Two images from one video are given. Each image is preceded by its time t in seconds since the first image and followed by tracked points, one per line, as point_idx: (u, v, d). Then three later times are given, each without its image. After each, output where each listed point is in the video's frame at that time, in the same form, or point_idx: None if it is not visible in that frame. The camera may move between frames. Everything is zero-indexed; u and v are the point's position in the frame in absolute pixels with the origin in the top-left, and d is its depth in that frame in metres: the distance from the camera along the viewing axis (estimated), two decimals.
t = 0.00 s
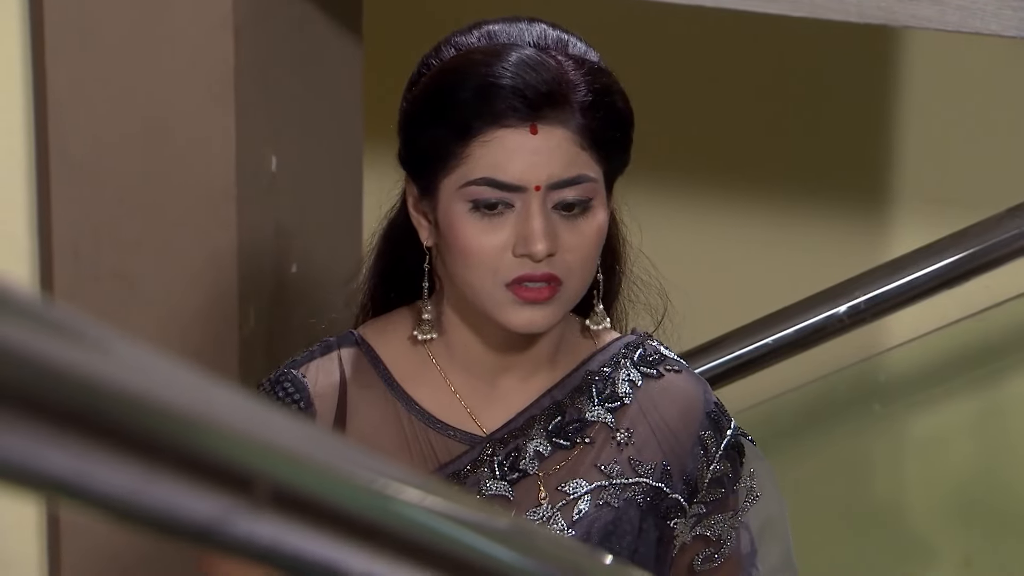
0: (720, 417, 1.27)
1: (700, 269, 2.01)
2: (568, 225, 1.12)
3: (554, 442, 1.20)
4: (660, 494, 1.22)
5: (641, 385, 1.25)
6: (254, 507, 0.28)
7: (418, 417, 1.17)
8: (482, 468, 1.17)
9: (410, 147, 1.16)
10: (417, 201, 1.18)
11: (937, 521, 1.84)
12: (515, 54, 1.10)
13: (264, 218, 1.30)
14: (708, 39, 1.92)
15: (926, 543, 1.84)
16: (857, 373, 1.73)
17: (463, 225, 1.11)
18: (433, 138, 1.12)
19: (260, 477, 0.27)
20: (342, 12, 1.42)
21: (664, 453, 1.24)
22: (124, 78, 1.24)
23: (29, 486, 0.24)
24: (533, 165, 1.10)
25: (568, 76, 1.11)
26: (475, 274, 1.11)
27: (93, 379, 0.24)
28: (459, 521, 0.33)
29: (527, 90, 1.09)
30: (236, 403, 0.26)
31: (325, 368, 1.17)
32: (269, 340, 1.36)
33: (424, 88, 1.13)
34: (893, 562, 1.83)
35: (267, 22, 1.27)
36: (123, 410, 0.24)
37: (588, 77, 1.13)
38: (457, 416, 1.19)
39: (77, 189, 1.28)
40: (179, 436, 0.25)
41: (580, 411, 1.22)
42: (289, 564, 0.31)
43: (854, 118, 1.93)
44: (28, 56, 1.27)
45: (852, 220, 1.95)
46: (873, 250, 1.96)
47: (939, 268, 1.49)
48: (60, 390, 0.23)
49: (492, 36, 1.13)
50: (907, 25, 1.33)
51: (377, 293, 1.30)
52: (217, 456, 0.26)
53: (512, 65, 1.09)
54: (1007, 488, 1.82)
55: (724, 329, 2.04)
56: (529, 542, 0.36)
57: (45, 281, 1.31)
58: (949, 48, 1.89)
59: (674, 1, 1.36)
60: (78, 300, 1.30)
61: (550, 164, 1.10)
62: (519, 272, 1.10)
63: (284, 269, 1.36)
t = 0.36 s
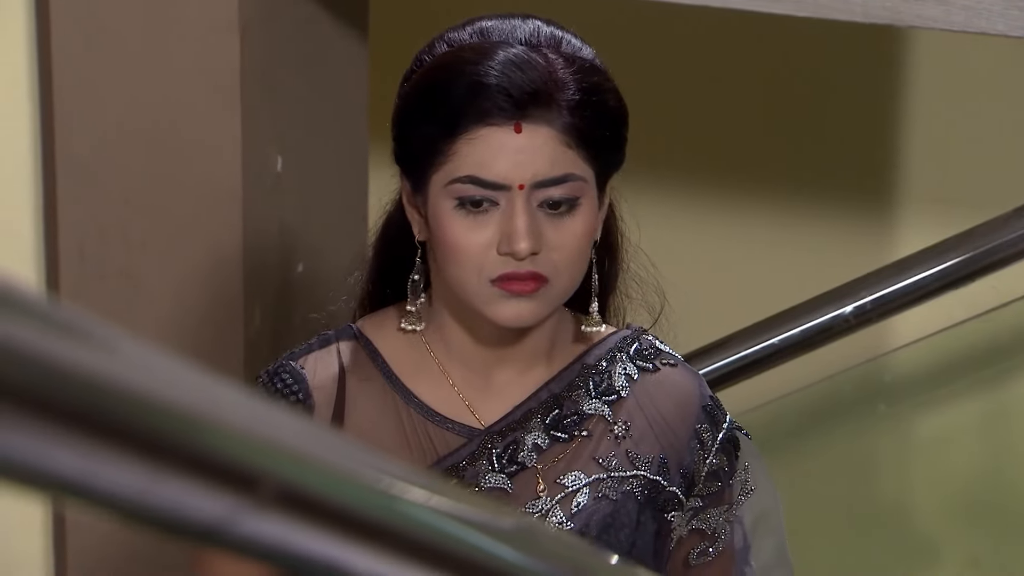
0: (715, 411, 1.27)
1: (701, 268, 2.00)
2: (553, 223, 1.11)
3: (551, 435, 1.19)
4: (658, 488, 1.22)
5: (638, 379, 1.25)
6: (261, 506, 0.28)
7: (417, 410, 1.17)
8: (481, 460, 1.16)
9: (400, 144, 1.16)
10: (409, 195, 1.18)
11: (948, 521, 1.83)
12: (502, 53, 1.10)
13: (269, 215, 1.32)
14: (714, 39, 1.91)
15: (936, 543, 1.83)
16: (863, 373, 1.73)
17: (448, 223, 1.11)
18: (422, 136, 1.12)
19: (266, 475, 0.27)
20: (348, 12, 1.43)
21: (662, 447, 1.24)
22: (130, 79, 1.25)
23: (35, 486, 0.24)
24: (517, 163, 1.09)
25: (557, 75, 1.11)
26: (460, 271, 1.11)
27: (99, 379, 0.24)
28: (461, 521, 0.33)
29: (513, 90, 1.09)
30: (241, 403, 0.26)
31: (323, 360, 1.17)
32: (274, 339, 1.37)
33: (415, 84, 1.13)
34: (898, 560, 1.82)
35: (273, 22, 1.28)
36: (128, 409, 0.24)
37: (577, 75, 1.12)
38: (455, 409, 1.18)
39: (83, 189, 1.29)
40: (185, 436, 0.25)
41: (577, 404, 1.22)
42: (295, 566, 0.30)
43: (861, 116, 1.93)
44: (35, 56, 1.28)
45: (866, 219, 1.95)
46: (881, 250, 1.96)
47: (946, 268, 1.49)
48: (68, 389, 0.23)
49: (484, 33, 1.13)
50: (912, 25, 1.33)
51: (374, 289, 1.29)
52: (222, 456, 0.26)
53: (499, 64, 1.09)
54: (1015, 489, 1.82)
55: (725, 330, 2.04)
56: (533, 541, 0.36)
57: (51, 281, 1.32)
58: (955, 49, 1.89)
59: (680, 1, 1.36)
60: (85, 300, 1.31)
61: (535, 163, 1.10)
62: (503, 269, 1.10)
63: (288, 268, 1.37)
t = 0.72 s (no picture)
0: (714, 415, 1.27)
1: (700, 269, 2.00)
2: (549, 223, 1.11)
3: (547, 437, 1.19)
4: (653, 491, 1.21)
5: (635, 381, 1.25)
6: (266, 506, 0.28)
7: (413, 411, 1.17)
8: (476, 461, 1.16)
9: (398, 143, 1.16)
10: (406, 194, 1.18)
11: (954, 522, 1.82)
12: (499, 53, 1.10)
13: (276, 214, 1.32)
14: (720, 39, 1.91)
15: (934, 541, 1.82)
16: (869, 374, 1.74)
17: (444, 221, 1.11)
18: (419, 135, 1.12)
19: (270, 475, 0.27)
20: (352, 11, 1.44)
21: (659, 449, 1.23)
22: (135, 77, 1.25)
23: (36, 486, 0.24)
24: (513, 162, 1.09)
25: (554, 75, 1.11)
26: (456, 270, 1.11)
27: (103, 378, 0.23)
28: (463, 519, 0.33)
29: (510, 90, 1.08)
30: (245, 403, 0.26)
31: (320, 359, 1.17)
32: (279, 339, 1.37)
33: (413, 83, 1.13)
34: (907, 559, 1.80)
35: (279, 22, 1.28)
36: (132, 408, 0.24)
37: (575, 75, 1.12)
38: (451, 410, 1.18)
39: (88, 188, 1.29)
40: (188, 435, 0.25)
41: (573, 406, 1.22)
42: (300, 565, 0.30)
43: (865, 116, 1.93)
44: (40, 56, 1.30)
45: (869, 219, 1.96)
46: (885, 251, 1.96)
47: (951, 268, 1.49)
48: (72, 390, 0.23)
49: (482, 34, 1.13)
50: (917, 25, 1.33)
51: (372, 289, 1.29)
52: (225, 456, 0.26)
53: (496, 64, 1.09)
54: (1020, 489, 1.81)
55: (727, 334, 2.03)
56: (537, 541, 0.36)
57: (56, 279, 1.32)
58: (959, 49, 1.89)
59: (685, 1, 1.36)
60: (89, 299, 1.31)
61: (531, 162, 1.10)
62: (499, 269, 1.10)
63: (293, 269, 1.37)
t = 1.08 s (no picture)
0: (718, 418, 1.27)
1: (703, 269, 2.00)
2: (552, 227, 1.11)
3: (549, 441, 1.19)
4: (656, 494, 1.21)
5: (638, 384, 1.25)
6: (271, 507, 0.28)
7: (415, 414, 1.17)
8: (478, 464, 1.16)
9: (401, 147, 1.16)
10: (409, 198, 1.18)
11: (957, 523, 1.82)
12: (503, 57, 1.10)
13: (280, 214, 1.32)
14: (725, 40, 1.91)
15: (942, 543, 1.82)
16: (874, 374, 1.74)
17: (447, 225, 1.11)
18: (423, 139, 1.12)
19: (277, 476, 0.27)
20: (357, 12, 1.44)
21: (661, 452, 1.23)
22: (139, 77, 1.25)
23: (40, 486, 0.24)
24: (516, 167, 1.09)
25: (558, 79, 1.11)
26: (459, 274, 1.11)
27: (108, 378, 0.23)
28: (468, 519, 0.33)
29: (513, 94, 1.09)
30: (250, 403, 0.26)
31: (322, 361, 1.17)
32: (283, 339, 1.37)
33: (416, 87, 1.13)
34: (911, 561, 1.80)
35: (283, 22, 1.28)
36: (138, 408, 0.24)
37: (579, 80, 1.12)
38: (454, 413, 1.18)
39: (92, 188, 1.29)
40: (194, 435, 0.25)
41: (576, 409, 1.22)
42: (305, 566, 0.30)
43: (869, 116, 1.93)
44: (45, 56, 1.29)
45: (869, 219, 1.95)
46: (887, 250, 1.96)
47: (958, 268, 1.49)
48: (76, 389, 0.23)
49: (486, 37, 1.13)
50: (922, 25, 1.33)
51: (375, 291, 1.29)
52: (232, 456, 0.26)
53: (500, 68, 1.10)
54: None
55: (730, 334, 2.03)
56: (542, 541, 0.36)
57: (60, 279, 1.32)
58: (964, 49, 1.89)
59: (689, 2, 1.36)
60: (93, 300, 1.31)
61: (535, 166, 1.10)
62: (502, 274, 1.10)
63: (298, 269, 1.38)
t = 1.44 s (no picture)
0: (725, 422, 1.27)
1: (707, 269, 2.00)
2: (559, 227, 1.11)
3: (556, 445, 1.19)
4: (662, 498, 1.22)
5: (645, 389, 1.25)
6: (274, 507, 0.28)
7: (421, 417, 1.17)
8: (485, 469, 1.16)
9: (408, 148, 1.16)
10: (417, 201, 1.18)
11: (960, 523, 1.82)
12: (509, 56, 1.10)
13: (281, 215, 1.33)
14: (728, 40, 1.91)
15: (943, 543, 1.82)
16: (876, 375, 1.74)
17: (454, 225, 1.11)
18: (429, 139, 1.12)
19: (280, 477, 0.27)
20: (360, 12, 1.46)
21: (668, 456, 1.23)
22: (141, 77, 1.26)
23: (45, 487, 0.24)
24: (523, 166, 1.09)
25: (564, 79, 1.11)
26: (466, 275, 1.11)
27: (112, 378, 0.23)
28: (471, 519, 0.33)
29: (520, 93, 1.08)
30: (255, 403, 0.26)
31: (328, 365, 1.17)
32: (286, 340, 1.38)
33: (422, 88, 1.13)
34: (913, 561, 1.79)
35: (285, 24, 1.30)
36: (140, 408, 0.24)
37: (585, 79, 1.12)
38: (460, 416, 1.18)
39: (94, 189, 1.28)
40: (197, 435, 0.25)
41: (583, 413, 1.22)
42: (307, 566, 0.30)
43: (872, 117, 1.93)
44: (47, 56, 1.29)
45: (869, 219, 1.95)
46: (893, 249, 1.96)
47: (962, 268, 1.49)
48: (82, 390, 0.23)
49: (492, 38, 1.12)
50: (924, 25, 1.33)
51: (381, 294, 1.29)
52: (237, 456, 0.26)
53: (506, 67, 1.09)
54: None
55: (733, 334, 2.04)
56: (547, 542, 0.36)
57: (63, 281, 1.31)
58: (967, 49, 1.89)
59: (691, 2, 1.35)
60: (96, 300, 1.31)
61: (541, 166, 1.10)
62: (509, 275, 1.10)
63: (300, 271, 1.38)
